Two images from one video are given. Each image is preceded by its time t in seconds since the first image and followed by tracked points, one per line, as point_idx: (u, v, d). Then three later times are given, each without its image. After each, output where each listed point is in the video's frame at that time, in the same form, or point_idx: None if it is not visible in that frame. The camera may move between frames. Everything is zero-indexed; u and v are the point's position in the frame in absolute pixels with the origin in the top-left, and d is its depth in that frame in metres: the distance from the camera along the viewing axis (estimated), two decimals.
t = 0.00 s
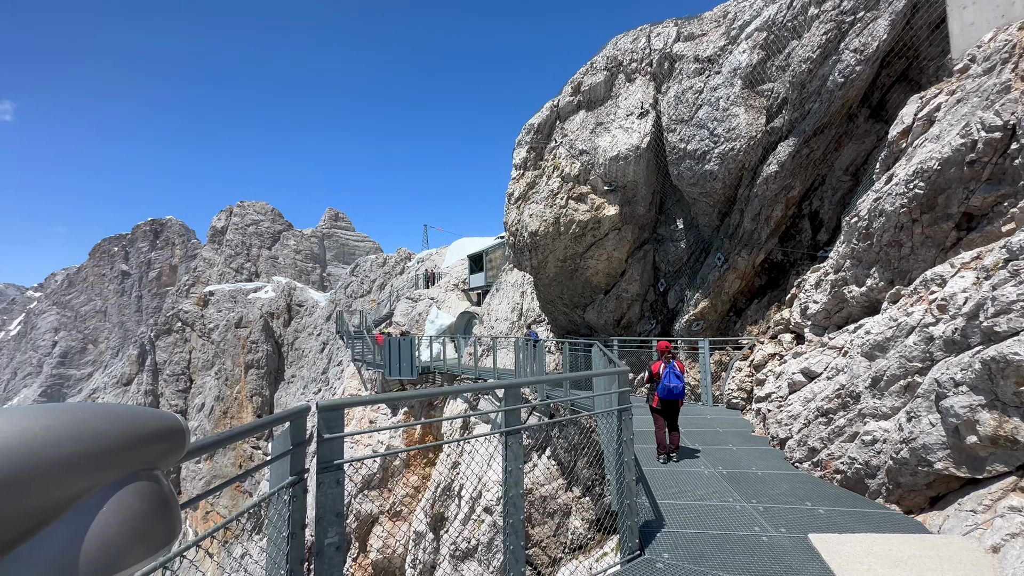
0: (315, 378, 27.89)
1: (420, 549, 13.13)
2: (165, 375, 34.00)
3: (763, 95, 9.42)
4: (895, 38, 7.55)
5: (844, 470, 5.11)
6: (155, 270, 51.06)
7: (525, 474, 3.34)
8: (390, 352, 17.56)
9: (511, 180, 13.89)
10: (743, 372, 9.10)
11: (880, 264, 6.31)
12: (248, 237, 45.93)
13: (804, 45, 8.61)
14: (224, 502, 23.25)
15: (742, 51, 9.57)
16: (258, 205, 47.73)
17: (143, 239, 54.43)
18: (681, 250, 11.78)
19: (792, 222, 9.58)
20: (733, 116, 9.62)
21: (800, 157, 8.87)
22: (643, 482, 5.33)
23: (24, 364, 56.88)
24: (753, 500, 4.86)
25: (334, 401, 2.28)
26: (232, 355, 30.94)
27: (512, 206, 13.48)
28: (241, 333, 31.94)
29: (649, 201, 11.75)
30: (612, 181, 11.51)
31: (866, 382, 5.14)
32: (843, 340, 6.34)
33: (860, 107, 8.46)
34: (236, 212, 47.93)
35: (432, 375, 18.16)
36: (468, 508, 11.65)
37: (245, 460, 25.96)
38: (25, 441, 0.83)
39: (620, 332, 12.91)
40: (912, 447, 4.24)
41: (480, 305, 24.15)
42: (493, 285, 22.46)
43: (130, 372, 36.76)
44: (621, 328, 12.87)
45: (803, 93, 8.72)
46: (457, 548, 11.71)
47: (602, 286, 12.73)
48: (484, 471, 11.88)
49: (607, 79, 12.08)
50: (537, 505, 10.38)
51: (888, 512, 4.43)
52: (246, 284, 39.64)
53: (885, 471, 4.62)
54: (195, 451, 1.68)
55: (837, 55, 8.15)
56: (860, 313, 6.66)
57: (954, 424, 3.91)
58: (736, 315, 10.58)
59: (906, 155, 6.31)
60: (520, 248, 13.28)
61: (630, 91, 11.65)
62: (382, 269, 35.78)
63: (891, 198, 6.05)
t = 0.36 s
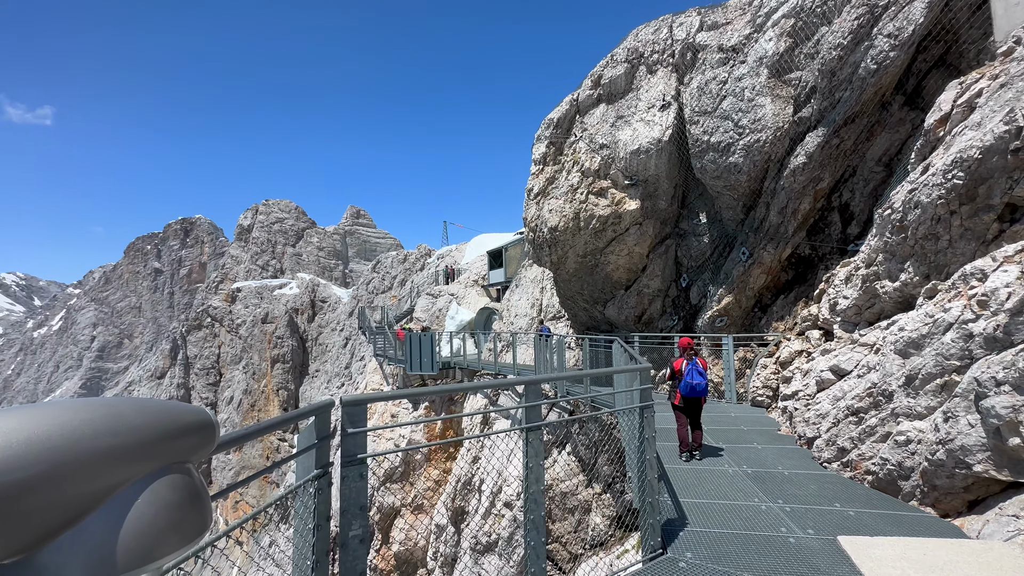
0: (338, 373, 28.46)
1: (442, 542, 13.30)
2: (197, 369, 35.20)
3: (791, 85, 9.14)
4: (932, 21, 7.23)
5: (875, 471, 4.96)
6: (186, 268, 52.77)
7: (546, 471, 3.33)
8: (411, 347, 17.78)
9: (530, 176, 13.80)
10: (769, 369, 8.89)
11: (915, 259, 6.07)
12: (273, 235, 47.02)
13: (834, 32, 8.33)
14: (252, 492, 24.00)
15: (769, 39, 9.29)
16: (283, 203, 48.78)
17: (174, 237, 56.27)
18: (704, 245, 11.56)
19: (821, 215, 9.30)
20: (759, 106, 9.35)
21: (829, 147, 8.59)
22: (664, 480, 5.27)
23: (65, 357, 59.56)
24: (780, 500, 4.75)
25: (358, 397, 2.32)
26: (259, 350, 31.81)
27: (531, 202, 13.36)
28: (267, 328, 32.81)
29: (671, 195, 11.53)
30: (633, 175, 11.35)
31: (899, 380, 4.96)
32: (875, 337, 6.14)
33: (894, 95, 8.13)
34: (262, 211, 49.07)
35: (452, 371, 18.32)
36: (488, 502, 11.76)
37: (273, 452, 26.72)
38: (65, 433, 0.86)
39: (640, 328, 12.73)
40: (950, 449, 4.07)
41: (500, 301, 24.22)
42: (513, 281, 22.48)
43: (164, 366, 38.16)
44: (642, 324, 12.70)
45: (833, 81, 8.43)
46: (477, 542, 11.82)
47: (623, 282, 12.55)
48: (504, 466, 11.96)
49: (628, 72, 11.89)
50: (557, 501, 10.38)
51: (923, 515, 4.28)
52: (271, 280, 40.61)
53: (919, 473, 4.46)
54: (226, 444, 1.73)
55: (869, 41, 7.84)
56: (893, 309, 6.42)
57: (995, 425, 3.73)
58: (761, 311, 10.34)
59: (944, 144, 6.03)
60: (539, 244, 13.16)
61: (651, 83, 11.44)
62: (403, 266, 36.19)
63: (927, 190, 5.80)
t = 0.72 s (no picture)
0: (362, 368, 28.93)
1: (464, 536, 13.40)
2: (228, 363, 36.32)
3: (824, 71, 8.77)
4: None
5: (917, 475, 4.71)
6: (217, 265, 54.42)
7: (569, 470, 3.24)
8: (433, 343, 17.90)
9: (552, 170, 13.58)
10: (800, 367, 8.59)
11: (960, 251, 5.73)
12: (299, 233, 48.04)
13: (872, 14, 7.95)
14: (281, 483, 24.68)
15: (801, 24, 8.95)
16: (308, 202, 49.75)
17: (205, 236, 57.98)
18: (731, 239, 11.23)
19: (856, 207, 8.91)
20: (790, 95, 8.99)
21: (866, 136, 8.20)
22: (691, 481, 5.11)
23: (105, 351, 62.15)
24: (814, 504, 4.56)
25: (378, 392, 2.28)
26: (286, 345, 32.60)
27: (552, 196, 13.14)
28: (294, 324, 33.62)
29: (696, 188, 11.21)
30: (656, 168, 11.07)
31: (944, 380, 4.69)
32: (916, 334, 5.83)
33: (937, 79, 7.70)
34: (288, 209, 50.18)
35: (473, 366, 18.36)
36: (510, 498, 11.77)
37: (300, 444, 27.39)
38: (70, 430, 0.82)
39: (664, 324, 12.46)
40: (1001, 454, 3.82)
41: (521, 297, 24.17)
42: (534, 277, 22.37)
43: (196, 360, 39.53)
44: (666, 320, 12.43)
45: (870, 66, 8.04)
46: (499, 537, 11.86)
47: (646, 278, 12.28)
48: (526, 462, 11.95)
49: (651, 62, 11.60)
50: (579, 498, 10.29)
51: (971, 523, 4.03)
52: (297, 277, 41.50)
53: (967, 478, 4.21)
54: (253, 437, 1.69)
55: (910, 21, 7.43)
56: (936, 305, 6.09)
57: None
58: (792, 307, 9.99)
59: (994, 129, 5.66)
60: (561, 239, 12.90)
61: (676, 73, 11.14)
62: (425, 262, 36.46)
63: (975, 178, 5.45)
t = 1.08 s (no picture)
0: (386, 363, 29.23)
1: (487, 532, 13.38)
2: (258, 357, 37.33)
3: (866, 53, 8.26)
4: None
5: (975, 485, 4.33)
6: (247, 262, 55.97)
7: (597, 475, 3.04)
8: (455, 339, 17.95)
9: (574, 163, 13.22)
10: (838, 366, 8.15)
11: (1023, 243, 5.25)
12: (325, 231, 48.93)
13: None
14: (309, 475, 25.26)
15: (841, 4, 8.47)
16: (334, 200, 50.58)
17: (237, 234, 59.68)
18: (763, 232, 10.76)
19: (901, 197, 8.39)
20: (829, 79, 8.50)
21: (912, 120, 7.68)
22: (724, 487, 4.83)
23: (143, 345, 64.74)
24: (860, 514, 4.23)
25: (391, 391, 2.14)
26: (313, 341, 33.28)
27: (575, 190, 12.78)
28: (321, 320, 34.31)
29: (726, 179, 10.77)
30: (684, 159, 10.65)
31: (1007, 382, 4.29)
32: (972, 332, 5.39)
33: (993, 57, 7.13)
34: (314, 208, 51.15)
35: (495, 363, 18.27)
36: (533, 496, 11.65)
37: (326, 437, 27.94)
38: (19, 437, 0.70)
39: (691, 321, 12.05)
40: None
41: (543, 294, 23.94)
42: (556, 273, 22.10)
43: (229, 354, 40.77)
44: (693, 317, 12.02)
45: (918, 45, 7.50)
46: (521, 535, 11.77)
47: (673, 273, 11.87)
48: (548, 460, 11.80)
49: (679, 49, 11.16)
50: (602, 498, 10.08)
51: None
52: (323, 274, 42.25)
53: None
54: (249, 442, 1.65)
55: None
56: (993, 301, 5.62)
57: None
58: (828, 304, 9.50)
59: None
60: (584, 234, 12.55)
61: (705, 60, 10.71)
62: (447, 259, 36.54)
63: None
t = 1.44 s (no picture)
0: (410, 359, 29.47)
1: (509, 530, 13.27)
2: (287, 352, 38.26)
3: (913, 33, 7.71)
4: None
5: None
6: (277, 260, 57.41)
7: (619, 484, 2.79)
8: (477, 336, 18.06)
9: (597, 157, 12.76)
10: (880, 368, 7.64)
11: None
12: (351, 229, 49.73)
13: None
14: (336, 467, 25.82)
15: None
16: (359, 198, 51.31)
17: (267, 232, 61.29)
18: (797, 226, 10.22)
19: (951, 187, 7.84)
20: (871, 61, 7.98)
21: (965, 104, 7.13)
22: (756, 496, 4.53)
23: (180, 339, 67.21)
24: (909, 531, 3.87)
25: (392, 393, 1.97)
26: (340, 337, 33.90)
27: (598, 184, 12.33)
28: (347, 317, 34.93)
29: (757, 171, 10.27)
30: (713, 150, 10.18)
31: None
32: None
33: None
34: (341, 206, 52.04)
35: (517, 360, 18.12)
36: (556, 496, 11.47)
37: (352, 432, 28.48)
38: None
39: (720, 320, 11.57)
40: None
41: (566, 291, 23.61)
42: (580, 270, 21.74)
43: (259, 349, 41.89)
44: (722, 315, 11.54)
45: (972, 22, 6.90)
46: (543, 535, 11.60)
47: (700, 269, 11.39)
48: (571, 460, 11.58)
49: (708, 35, 10.65)
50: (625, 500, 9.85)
51: None
52: (348, 271, 42.87)
53: None
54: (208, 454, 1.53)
55: None
56: None
57: None
58: (869, 301, 8.97)
59: None
60: (607, 229, 12.06)
61: (736, 46, 10.23)
62: (471, 257, 36.54)
63: None
